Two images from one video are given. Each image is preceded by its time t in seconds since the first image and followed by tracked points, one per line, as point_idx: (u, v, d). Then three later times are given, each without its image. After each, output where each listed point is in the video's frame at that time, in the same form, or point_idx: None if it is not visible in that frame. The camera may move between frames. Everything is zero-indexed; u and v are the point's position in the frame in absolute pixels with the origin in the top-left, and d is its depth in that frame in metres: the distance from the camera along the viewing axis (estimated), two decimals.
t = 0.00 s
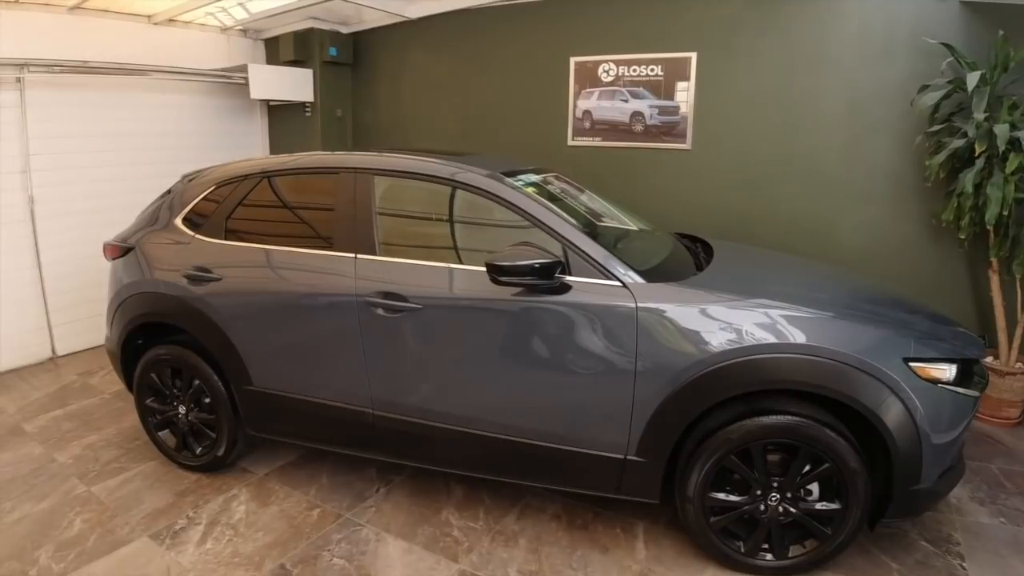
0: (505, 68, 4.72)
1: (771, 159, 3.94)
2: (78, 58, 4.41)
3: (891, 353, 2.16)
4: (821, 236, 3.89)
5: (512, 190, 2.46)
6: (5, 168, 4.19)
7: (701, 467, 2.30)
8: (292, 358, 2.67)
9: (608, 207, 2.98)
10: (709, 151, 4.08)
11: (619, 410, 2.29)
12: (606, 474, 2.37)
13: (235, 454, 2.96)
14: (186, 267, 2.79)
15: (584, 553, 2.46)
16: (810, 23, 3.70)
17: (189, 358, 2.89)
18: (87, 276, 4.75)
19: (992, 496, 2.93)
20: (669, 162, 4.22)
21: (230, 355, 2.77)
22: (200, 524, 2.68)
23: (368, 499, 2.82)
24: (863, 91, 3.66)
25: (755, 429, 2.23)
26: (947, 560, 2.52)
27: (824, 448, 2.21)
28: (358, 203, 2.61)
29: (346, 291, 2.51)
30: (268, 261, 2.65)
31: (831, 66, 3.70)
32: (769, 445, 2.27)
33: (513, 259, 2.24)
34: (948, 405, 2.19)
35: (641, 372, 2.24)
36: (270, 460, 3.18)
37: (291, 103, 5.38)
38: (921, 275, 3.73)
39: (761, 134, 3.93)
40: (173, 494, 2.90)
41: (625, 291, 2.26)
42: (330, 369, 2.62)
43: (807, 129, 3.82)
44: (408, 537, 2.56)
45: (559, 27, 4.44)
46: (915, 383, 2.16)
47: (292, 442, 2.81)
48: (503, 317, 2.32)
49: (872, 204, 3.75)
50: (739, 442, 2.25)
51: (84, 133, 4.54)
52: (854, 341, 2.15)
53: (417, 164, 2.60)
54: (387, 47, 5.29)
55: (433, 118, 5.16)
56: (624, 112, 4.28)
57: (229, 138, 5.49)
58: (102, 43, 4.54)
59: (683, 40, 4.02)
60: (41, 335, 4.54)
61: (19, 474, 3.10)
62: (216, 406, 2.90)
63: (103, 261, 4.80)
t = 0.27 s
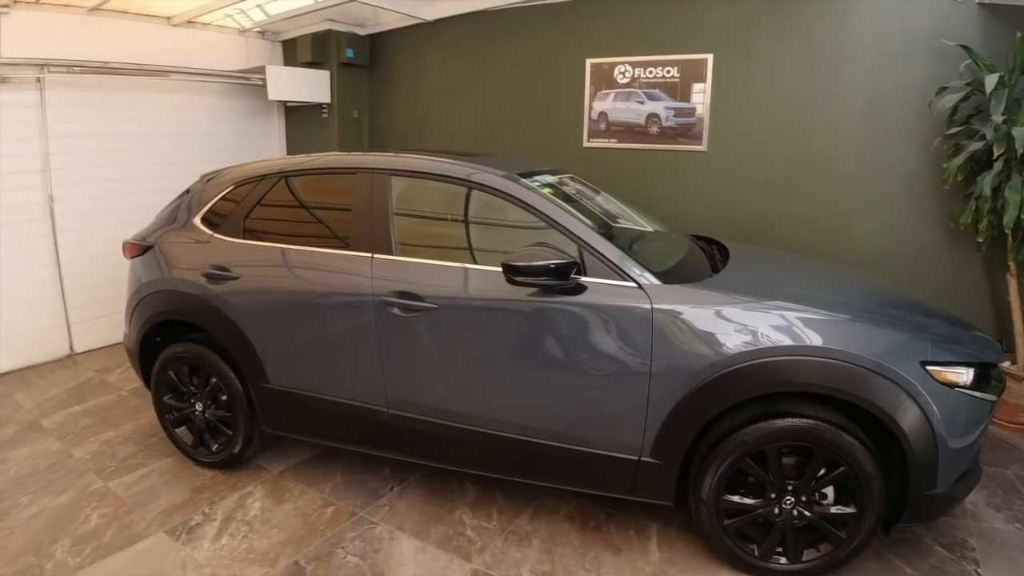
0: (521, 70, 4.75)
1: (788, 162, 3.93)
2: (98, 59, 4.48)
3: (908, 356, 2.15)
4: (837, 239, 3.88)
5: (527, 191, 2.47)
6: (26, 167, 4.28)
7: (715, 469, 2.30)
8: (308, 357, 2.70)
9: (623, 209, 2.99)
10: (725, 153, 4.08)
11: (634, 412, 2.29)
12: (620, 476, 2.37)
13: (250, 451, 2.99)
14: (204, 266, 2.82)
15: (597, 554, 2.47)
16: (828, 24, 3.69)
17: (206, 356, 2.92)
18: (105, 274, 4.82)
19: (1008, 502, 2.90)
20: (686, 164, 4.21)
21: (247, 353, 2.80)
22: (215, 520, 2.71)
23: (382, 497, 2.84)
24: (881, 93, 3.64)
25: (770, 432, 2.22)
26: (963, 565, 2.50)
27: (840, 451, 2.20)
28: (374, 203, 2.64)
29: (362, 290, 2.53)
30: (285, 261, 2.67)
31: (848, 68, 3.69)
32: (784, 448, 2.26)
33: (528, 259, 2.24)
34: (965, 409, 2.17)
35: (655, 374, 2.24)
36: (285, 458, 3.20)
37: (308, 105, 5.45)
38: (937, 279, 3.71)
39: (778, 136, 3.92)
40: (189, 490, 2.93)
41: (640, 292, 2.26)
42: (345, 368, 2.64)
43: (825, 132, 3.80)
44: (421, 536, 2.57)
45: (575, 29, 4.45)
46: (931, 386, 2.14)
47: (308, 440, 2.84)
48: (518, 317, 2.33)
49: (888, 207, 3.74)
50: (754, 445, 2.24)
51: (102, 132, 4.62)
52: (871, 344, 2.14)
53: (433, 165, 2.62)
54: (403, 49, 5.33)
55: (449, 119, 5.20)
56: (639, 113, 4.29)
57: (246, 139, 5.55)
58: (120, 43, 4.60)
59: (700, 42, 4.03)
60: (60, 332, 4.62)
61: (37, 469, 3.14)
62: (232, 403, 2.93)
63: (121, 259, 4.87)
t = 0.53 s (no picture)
0: (539, 73, 4.77)
1: (807, 166, 3.90)
2: (122, 63, 4.58)
3: (924, 363, 2.13)
4: (855, 244, 3.85)
5: (542, 195, 2.48)
6: (51, 170, 4.39)
7: (729, 475, 2.30)
8: (325, 358, 2.73)
9: (639, 213, 3.00)
10: (744, 157, 4.07)
11: (647, 416, 2.30)
12: (633, 481, 2.38)
13: (268, 450, 3.03)
14: (225, 268, 2.87)
15: (609, 559, 2.47)
16: (848, 27, 3.66)
17: (226, 356, 2.97)
18: (128, 275, 4.92)
19: None
20: (704, 167, 4.21)
21: (265, 353, 2.85)
22: (232, 518, 2.75)
23: (397, 498, 2.87)
24: (902, 96, 3.61)
25: (784, 439, 2.22)
26: None
27: (854, 459, 2.18)
28: (392, 207, 2.67)
29: (378, 293, 2.56)
30: (304, 263, 2.71)
31: (869, 72, 3.65)
32: (798, 456, 2.25)
33: (542, 263, 2.26)
34: (983, 418, 2.14)
35: (669, 379, 2.25)
36: (302, 457, 3.25)
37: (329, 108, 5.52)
38: (957, 284, 3.67)
39: (797, 140, 3.90)
40: (207, 488, 2.98)
41: (654, 297, 2.26)
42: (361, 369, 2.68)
43: (844, 136, 3.77)
44: (435, 537, 2.59)
45: (593, 32, 4.46)
46: (948, 394, 2.12)
47: (324, 440, 2.87)
48: (532, 321, 2.35)
49: (908, 212, 3.70)
50: (767, 452, 2.24)
51: (127, 135, 4.72)
52: (887, 352, 2.12)
53: (450, 169, 2.65)
54: (423, 52, 5.37)
55: (467, 122, 5.23)
56: (657, 117, 4.29)
57: (268, 143, 5.63)
58: (143, 48, 4.69)
59: (718, 45, 4.02)
60: (84, 331, 4.72)
61: (59, 465, 3.21)
62: (251, 403, 2.97)
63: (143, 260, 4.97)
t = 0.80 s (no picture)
0: (559, 77, 4.78)
1: (827, 171, 3.88)
2: (146, 66, 4.66)
3: (943, 372, 2.10)
4: (875, 250, 3.83)
5: (559, 200, 2.49)
6: (76, 171, 4.48)
7: (743, 483, 2.29)
8: (342, 359, 2.76)
9: (657, 217, 3.00)
10: (763, 162, 4.06)
11: (662, 422, 2.29)
12: (647, 486, 2.37)
13: (285, 450, 3.06)
14: (245, 269, 2.91)
15: (622, 564, 2.47)
16: (870, 29, 3.63)
17: (246, 356, 3.00)
18: (150, 274, 5.00)
19: None
20: (723, 171, 4.20)
21: (283, 354, 2.88)
22: (248, 516, 2.78)
23: (411, 499, 2.89)
24: (924, 100, 3.57)
25: (800, 447, 2.20)
26: None
27: (871, 468, 2.16)
28: (409, 210, 2.69)
29: (395, 295, 2.58)
30: (324, 264, 2.74)
31: (890, 76, 3.63)
32: (814, 464, 2.23)
33: (558, 267, 2.26)
34: (1002, 428, 2.11)
35: (684, 385, 2.24)
36: (319, 457, 3.27)
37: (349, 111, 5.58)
38: (979, 291, 3.62)
39: (818, 145, 3.88)
40: (224, 485, 3.02)
41: (670, 302, 2.26)
42: (377, 370, 2.70)
43: (865, 141, 3.75)
44: (448, 539, 2.60)
45: (613, 36, 4.47)
46: (967, 403, 2.09)
47: (340, 440, 2.90)
48: (547, 325, 2.36)
49: (929, 218, 3.66)
50: (783, 459, 2.22)
51: (151, 138, 4.80)
52: (906, 359, 2.10)
53: (467, 173, 2.66)
54: (444, 56, 5.41)
55: (487, 126, 5.26)
56: (677, 120, 4.28)
57: (289, 145, 5.69)
58: (167, 51, 4.77)
59: (739, 48, 4.00)
60: (107, 329, 4.80)
61: (80, 461, 3.27)
62: (268, 403, 3.00)
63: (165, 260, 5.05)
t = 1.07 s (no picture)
0: (577, 80, 4.80)
1: (845, 176, 3.86)
2: (169, 69, 4.74)
3: (958, 381, 2.09)
4: (894, 256, 3.81)
5: (573, 204, 2.50)
6: (100, 171, 4.57)
7: (755, 490, 2.29)
8: (357, 359, 2.79)
9: (673, 222, 3.01)
10: (781, 167, 4.05)
11: (675, 427, 2.30)
12: (659, 491, 2.37)
13: (301, 448, 3.10)
14: (264, 270, 2.95)
15: (634, 569, 2.47)
16: (890, 34, 3.61)
17: (264, 356, 3.05)
18: (171, 274, 5.09)
19: None
20: (740, 176, 4.20)
21: (301, 354, 2.92)
22: (264, 513, 2.82)
23: (424, 500, 2.91)
24: (944, 105, 3.55)
25: (813, 454, 2.20)
26: None
27: (885, 477, 2.15)
28: (426, 213, 2.72)
29: (411, 297, 2.61)
30: (342, 266, 2.78)
31: (910, 81, 3.61)
32: (827, 472, 2.22)
33: (572, 271, 2.28)
34: (1020, 438, 2.09)
35: (697, 390, 2.24)
36: (333, 457, 3.31)
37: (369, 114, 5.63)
38: (998, 298, 3.59)
39: (836, 150, 3.86)
40: (241, 483, 3.06)
41: (683, 307, 2.26)
42: (392, 371, 2.73)
43: (884, 146, 3.73)
44: (460, 540, 2.62)
45: (631, 40, 4.48)
46: (982, 413, 2.07)
47: (354, 439, 2.93)
48: (561, 328, 2.38)
49: (948, 224, 3.63)
50: (796, 466, 2.22)
51: (173, 139, 4.88)
52: (921, 367, 2.09)
53: (483, 176, 2.69)
54: (462, 59, 5.44)
55: (505, 129, 5.28)
56: (695, 124, 4.28)
57: (308, 148, 5.75)
58: (190, 53, 4.85)
59: (758, 52, 4.00)
60: (129, 326, 4.89)
61: (100, 457, 3.33)
62: (285, 402, 3.05)
63: (186, 259, 5.12)
